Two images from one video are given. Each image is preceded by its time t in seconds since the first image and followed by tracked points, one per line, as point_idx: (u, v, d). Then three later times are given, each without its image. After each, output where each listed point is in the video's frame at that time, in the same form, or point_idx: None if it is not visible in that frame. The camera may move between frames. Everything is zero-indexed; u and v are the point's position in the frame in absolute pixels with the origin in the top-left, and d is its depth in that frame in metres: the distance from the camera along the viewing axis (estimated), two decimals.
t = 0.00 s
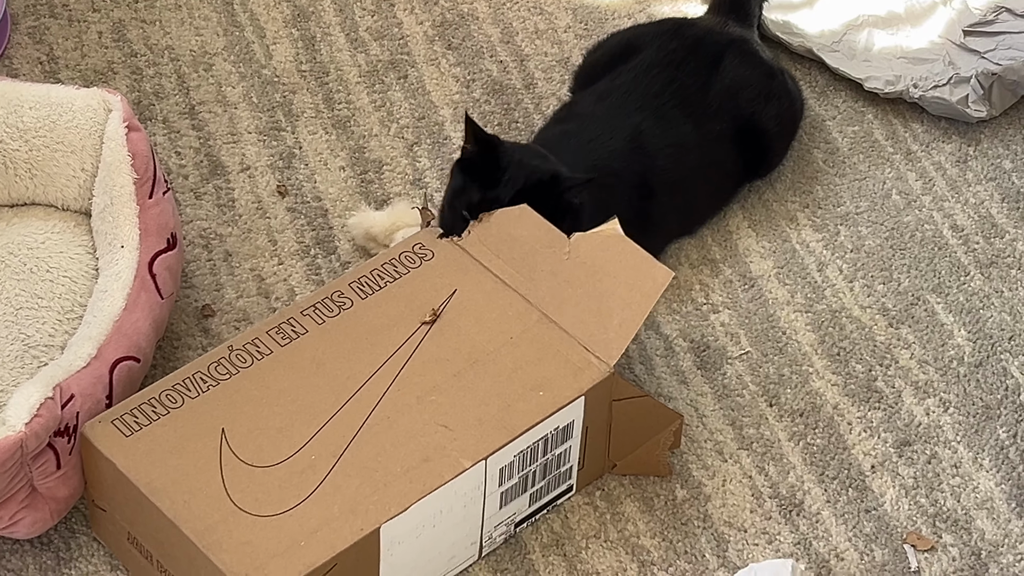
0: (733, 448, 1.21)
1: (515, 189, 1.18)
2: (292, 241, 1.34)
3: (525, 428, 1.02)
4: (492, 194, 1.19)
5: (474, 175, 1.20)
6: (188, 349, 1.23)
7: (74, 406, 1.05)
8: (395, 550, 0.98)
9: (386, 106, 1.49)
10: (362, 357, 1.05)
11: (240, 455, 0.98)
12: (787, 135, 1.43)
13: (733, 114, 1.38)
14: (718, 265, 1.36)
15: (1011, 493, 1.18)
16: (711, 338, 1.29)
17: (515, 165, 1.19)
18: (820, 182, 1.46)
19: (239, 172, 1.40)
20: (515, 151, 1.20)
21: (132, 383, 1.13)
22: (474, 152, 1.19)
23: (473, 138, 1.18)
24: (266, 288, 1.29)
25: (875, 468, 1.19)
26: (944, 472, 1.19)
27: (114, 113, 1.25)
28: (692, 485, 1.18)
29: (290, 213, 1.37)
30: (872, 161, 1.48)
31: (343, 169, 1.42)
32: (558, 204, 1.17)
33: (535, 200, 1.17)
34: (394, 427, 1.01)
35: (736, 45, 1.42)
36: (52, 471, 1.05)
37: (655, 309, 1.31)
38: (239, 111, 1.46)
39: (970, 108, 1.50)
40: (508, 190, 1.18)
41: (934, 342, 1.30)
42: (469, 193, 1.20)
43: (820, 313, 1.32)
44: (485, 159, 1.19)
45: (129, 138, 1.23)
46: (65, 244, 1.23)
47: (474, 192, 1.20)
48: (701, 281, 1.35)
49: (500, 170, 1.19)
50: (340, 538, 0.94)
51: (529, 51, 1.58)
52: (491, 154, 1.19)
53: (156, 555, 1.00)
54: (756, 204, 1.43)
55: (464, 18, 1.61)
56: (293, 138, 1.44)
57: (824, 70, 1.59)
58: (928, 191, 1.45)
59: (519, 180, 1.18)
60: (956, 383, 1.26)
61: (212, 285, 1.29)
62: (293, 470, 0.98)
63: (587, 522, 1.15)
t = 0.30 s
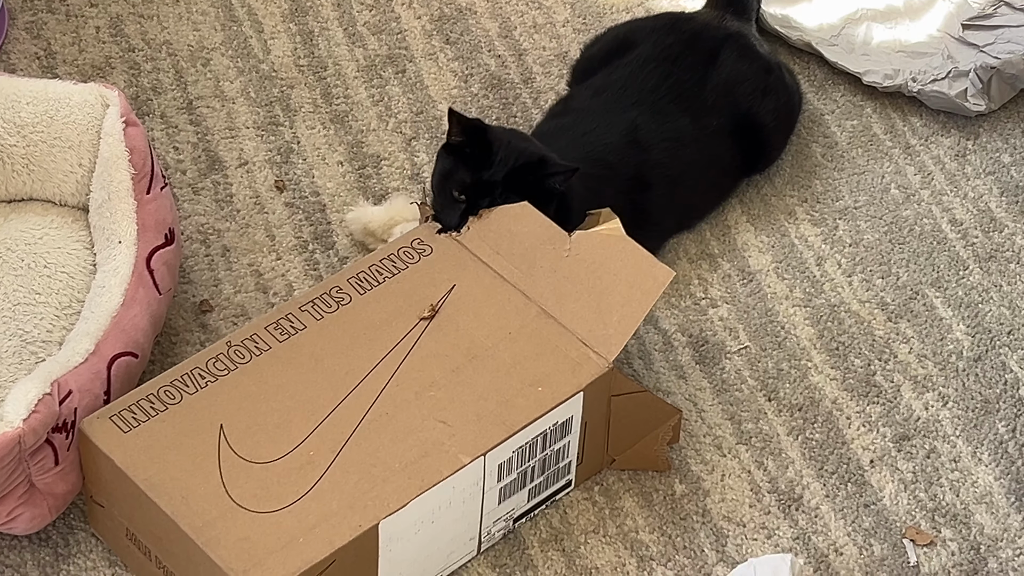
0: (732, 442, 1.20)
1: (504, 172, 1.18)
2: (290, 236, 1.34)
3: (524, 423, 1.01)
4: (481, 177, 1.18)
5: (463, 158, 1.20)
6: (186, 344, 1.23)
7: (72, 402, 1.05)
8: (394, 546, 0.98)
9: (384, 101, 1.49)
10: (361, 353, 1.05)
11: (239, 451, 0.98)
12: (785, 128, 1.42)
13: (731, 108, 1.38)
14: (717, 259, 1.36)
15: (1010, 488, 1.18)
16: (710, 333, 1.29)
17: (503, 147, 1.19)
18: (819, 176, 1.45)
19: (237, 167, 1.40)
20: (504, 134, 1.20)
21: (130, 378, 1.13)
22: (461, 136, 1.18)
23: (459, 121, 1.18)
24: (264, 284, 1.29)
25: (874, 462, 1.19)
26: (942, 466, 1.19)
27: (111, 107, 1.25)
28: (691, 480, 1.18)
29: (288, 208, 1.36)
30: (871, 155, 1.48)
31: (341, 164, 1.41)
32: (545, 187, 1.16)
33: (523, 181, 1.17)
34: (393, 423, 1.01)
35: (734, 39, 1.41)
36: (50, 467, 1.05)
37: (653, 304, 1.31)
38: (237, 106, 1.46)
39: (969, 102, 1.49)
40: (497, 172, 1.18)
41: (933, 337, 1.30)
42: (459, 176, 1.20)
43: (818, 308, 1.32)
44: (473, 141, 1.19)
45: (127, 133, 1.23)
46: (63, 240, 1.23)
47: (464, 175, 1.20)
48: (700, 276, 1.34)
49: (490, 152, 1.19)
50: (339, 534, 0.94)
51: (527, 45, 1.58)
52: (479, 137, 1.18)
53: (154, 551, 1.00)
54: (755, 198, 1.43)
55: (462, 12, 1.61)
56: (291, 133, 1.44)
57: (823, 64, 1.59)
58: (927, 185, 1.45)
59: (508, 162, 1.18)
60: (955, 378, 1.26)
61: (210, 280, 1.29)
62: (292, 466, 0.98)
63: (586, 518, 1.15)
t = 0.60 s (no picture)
0: (732, 437, 1.20)
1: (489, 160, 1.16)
2: (290, 231, 1.34)
3: (523, 419, 1.01)
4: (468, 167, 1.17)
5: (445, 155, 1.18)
6: (186, 340, 1.23)
7: (71, 398, 1.05)
8: (393, 542, 0.98)
9: (383, 96, 1.48)
10: (360, 348, 1.05)
11: (238, 447, 0.98)
12: (785, 123, 1.42)
13: (729, 104, 1.38)
14: (717, 254, 1.36)
15: (1010, 482, 1.18)
16: (710, 328, 1.29)
17: (483, 136, 1.17)
18: (819, 170, 1.45)
19: (237, 162, 1.40)
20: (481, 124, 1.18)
21: (130, 374, 1.13)
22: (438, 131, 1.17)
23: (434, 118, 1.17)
24: (263, 279, 1.29)
25: (874, 457, 1.19)
26: (943, 461, 1.19)
27: (110, 103, 1.24)
28: (690, 475, 1.18)
29: (287, 203, 1.36)
30: (871, 149, 1.48)
31: (340, 159, 1.41)
32: (535, 164, 1.16)
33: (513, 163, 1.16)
34: (393, 419, 1.01)
35: (734, 34, 1.41)
36: (50, 463, 1.05)
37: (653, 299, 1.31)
38: (236, 101, 1.46)
39: (969, 96, 1.49)
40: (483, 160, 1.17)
41: (933, 331, 1.29)
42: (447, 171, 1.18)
43: (818, 302, 1.32)
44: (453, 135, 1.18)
45: (126, 128, 1.23)
46: (62, 236, 1.23)
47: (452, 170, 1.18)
48: (699, 270, 1.34)
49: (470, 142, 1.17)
50: (339, 530, 0.94)
51: (527, 40, 1.58)
52: (457, 130, 1.17)
53: (155, 547, 1.00)
54: (755, 192, 1.43)
55: (461, 6, 1.60)
56: (290, 128, 1.44)
57: (822, 58, 1.58)
58: (927, 179, 1.44)
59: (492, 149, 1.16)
60: (955, 372, 1.26)
61: (209, 276, 1.29)
62: (292, 462, 0.98)
63: (586, 513, 1.15)
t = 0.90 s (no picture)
0: (733, 433, 1.20)
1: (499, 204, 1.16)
2: (291, 227, 1.34)
3: (524, 416, 1.01)
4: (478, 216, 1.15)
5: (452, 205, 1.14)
6: (187, 336, 1.23)
7: (72, 395, 1.05)
8: (395, 538, 0.98)
9: (384, 91, 1.48)
10: (362, 345, 1.05)
11: (240, 445, 0.98)
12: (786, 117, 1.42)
13: (729, 95, 1.37)
14: (717, 249, 1.36)
15: (1011, 477, 1.18)
16: (711, 323, 1.29)
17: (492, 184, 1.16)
18: (820, 165, 1.45)
19: (237, 158, 1.39)
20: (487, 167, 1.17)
21: (131, 370, 1.13)
22: (450, 175, 1.13)
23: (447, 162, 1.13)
24: (264, 275, 1.29)
25: (876, 452, 1.19)
26: (944, 456, 1.19)
27: (111, 99, 1.24)
28: (692, 470, 1.18)
29: (287, 199, 1.36)
30: (871, 144, 1.47)
31: (341, 154, 1.41)
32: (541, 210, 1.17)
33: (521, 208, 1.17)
34: (394, 416, 1.01)
35: (735, 27, 1.41)
36: (51, 460, 1.05)
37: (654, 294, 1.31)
38: (236, 96, 1.46)
39: (970, 90, 1.48)
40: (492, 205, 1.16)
41: (935, 325, 1.29)
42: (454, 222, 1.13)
43: (820, 297, 1.32)
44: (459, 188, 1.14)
45: (127, 124, 1.23)
46: (63, 232, 1.23)
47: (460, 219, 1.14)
48: (700, 265, 1.34)
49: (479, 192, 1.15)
50: (341, 527, 0.94)
51: (527, 34, 1.57)
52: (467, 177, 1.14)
53: (157, 544, 1.00)
54: (756, 187, 1.43)
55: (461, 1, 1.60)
56: (290, 124, 1.43)
57: (823, 52, 1.58)
58: (927, 173, 1.44)
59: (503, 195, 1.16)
60: (956, 367, 1.26)
61: (210, 271, 1.29)
62: (294, 459, 0.98)
63: (587, 509, 1.15)
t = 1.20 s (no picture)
0: (733, 426, 1.20)
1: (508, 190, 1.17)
2: (290, 221, 1.33)
3: (523, 408, 1.01)
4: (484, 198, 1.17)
5: (460, 182, 1.17)
6: (186, 330, 1.23)
7: (71, 388, 1.05)
8: (394, 531, 0.98)
9: (383, 84, 1.48)
10: (360, 337, 1.04)
11: (238, 437, 0.98)
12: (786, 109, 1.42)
13: (732, 90, 1.37)
14: (717, 242, 1.36)
15: (1012, 469, 1.17)
16: (710, 316, 1.28)
17: (503, 168, 1.17)
18: (820, 157, 1.45)
19: (236, 151, 1.39)
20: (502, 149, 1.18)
21: (130, 364, 1.13)
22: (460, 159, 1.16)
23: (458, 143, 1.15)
24: (263, 269, 1.29)
25: (876, 445, 1.19)
26: (944, 448, 1.19)
27: (109, 93, 1.24)
28: (691, 463, 1.17)
29: (287, 192, 1.36)
30: (871, 136, 1.47)
31: (340, 148, 1.41)
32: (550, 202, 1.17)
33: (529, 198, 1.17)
34: (393, 408, 1.01)
35: (735, 20, 1.40)
36: (50, 454, 1.05)
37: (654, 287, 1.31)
38: (235, 90, 1.45)
39: (969, 82, 1.48)
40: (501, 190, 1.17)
41: (935, 318, 1.29)
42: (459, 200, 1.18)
43: (819, 290, 1.31)
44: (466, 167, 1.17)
45: (126, 118, 1.22)
46: (61, 226, 1.23)
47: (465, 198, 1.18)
48: (700, 258, 1.34)
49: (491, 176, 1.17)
50: (340, 519, 0.94)
51: (526, 27, 1.57)
52: (476, 159, 1.16)
53: (155, 537, 1.00)
54: (755, 179, 1.42)
55: None
56: (289, 117, 1.43)
57: (823, 44, 1.57)
58: (927, 166, 1.44)
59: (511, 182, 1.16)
60: (956, 359, 1.26)
61: (209, 265, 1.29)
62: (292, 451, 0.98)
63: (587, 502, 1.15)
